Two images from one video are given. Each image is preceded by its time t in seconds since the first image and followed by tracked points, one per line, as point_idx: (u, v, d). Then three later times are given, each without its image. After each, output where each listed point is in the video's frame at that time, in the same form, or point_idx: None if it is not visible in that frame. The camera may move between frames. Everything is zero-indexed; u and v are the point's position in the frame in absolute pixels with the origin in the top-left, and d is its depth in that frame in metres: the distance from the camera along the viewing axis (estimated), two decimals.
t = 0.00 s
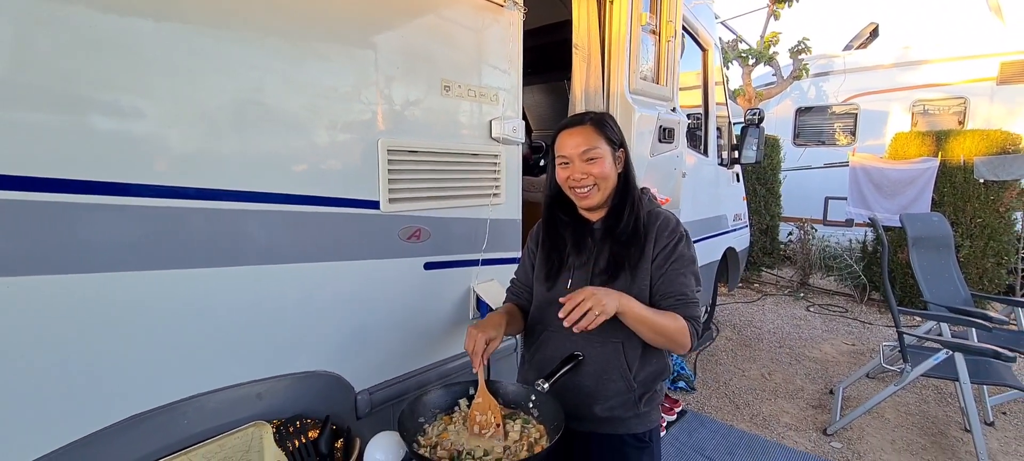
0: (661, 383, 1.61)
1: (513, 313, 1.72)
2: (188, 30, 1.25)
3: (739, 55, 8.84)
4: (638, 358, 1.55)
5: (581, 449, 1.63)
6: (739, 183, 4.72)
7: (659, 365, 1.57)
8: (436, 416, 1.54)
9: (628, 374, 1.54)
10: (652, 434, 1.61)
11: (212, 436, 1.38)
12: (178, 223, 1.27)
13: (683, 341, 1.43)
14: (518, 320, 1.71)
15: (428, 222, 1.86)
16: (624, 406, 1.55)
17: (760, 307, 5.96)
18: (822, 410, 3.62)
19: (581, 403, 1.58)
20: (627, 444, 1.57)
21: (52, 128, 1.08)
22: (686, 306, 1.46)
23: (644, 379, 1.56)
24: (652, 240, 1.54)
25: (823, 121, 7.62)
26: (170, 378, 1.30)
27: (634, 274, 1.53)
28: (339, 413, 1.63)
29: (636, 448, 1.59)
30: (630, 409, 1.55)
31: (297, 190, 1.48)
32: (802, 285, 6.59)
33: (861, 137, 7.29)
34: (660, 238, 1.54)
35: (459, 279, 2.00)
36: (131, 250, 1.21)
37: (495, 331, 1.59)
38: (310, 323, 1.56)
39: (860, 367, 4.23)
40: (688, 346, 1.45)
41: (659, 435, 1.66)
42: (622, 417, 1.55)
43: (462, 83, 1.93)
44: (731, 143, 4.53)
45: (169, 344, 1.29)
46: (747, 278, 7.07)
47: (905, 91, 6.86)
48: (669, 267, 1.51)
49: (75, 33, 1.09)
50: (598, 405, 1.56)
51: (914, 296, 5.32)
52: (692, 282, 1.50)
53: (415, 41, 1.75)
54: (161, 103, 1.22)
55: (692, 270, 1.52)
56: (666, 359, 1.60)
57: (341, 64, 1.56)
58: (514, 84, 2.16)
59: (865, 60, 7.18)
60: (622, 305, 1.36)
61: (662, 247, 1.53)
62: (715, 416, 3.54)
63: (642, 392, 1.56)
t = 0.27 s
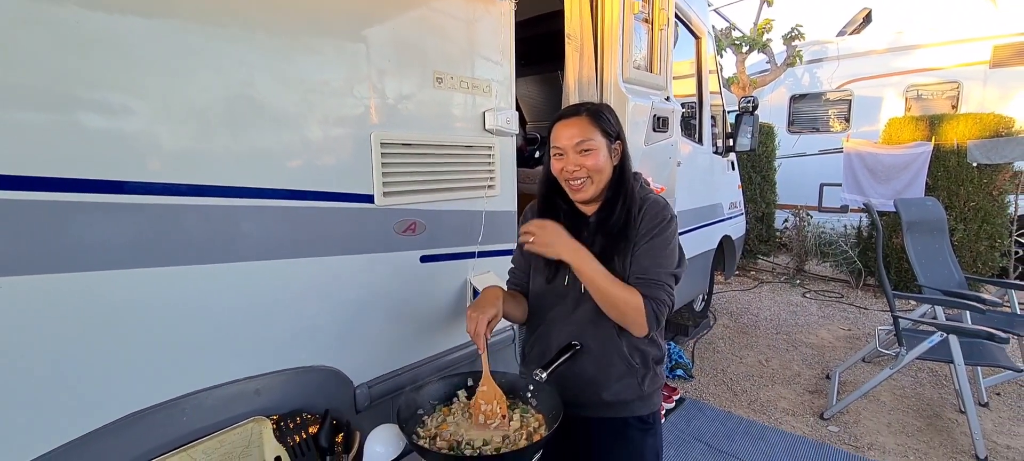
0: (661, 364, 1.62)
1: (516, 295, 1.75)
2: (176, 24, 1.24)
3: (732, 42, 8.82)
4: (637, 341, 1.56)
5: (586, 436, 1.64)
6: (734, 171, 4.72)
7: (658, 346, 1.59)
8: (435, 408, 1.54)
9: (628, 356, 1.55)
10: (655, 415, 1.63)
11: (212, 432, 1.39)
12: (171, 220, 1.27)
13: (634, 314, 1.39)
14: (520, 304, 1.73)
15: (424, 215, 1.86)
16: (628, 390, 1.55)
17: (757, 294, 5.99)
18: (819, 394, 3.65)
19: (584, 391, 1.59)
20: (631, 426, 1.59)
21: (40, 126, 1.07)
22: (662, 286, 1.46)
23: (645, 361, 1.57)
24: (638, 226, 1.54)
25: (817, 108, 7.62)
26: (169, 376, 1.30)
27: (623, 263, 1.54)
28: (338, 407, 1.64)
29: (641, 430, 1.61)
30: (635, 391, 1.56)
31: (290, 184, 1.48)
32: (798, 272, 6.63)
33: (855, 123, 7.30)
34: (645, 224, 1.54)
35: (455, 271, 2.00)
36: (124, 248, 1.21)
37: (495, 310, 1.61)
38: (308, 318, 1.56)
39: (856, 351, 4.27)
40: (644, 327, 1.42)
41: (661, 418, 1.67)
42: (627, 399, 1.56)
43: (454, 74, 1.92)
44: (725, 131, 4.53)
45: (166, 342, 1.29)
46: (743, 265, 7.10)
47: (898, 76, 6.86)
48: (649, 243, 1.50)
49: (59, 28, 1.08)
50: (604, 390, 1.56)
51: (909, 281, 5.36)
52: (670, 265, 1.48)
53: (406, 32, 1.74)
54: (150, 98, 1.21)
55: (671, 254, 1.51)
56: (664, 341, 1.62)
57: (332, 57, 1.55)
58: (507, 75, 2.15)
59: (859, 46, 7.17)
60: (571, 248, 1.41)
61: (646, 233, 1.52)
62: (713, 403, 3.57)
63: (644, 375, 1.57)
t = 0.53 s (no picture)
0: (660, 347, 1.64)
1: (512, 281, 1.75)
2: (166, 11, 1.22)
3: (729, 27, 8.76)
4: (636, 325, 1.57)
5: (587, 422, 1.64)
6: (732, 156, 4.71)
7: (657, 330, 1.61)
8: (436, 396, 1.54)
9: (629, 340, 1.56)
10: (656, 397, 1.64)
11: (214, 423, 1.39)
12: (166, 211, 1.26)
13: (650, 263, 1.37)
14: (519, 291, 1.74)
15: (422, 204, 1.85)
16: (629, 374, 1.56)
17: (754, 280, 6.02)
18: (816, 378, 3.68)
19: (586, 377, 1.59)
20: (633, 409, 1.59)
21: (30, 118, 1.05)
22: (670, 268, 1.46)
23: (643, 344, 1.59)
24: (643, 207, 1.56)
25: (814, 93, 7.59)
26: (167, 367, 1.30)
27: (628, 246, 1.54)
28: (339, 397, 1.64)
29: (642, 411, 1.60)
30: (636, 375, 1.57)
31: (287, 174, 1.47)
32: (795, 257, 6.65)
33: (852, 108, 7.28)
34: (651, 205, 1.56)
35: (454, 260, 1.99)
36: (120, 240, 1.20)
37: (489, 296, 1.61)
38: (306, 308, 1.55)
39: (852, 335, 4.30)
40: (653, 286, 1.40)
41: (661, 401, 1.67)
42: (628, 384, 1.57)
43: (450, 61, 1.90)
44: (723, 117, 4.51)
45: (164, 334, 1.28)
46: (740, 251, 7.12)
47: (895, 60, 6.83)
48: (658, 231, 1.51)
49: (47, 16, 1.06)
50: (605, 376, 1.56)
51: (905, 265, 5.39)
52: (675, 243, 1.50)
53: (401, 19, 1.72)
54: (142, 87, 1.19)
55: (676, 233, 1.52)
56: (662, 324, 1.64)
57: (327, 44, 1.53)
58: (504, 62, 2.13)
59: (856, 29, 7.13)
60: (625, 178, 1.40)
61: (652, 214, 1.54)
62: (711, 387, 3.59)
63: (644, 359, 1.58)
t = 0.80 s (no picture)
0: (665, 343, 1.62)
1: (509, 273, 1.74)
2: (163, 5, 1.20)
3: (728, 22, 8.74)
4: (641, 325, 1.56)
5: (592, 418, 1.64)
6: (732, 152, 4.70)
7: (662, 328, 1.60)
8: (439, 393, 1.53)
9: (635, 341, 1.55)
10: (661, 393, 1.64)
11: (215, 422, 1.38)
12: (166, 208, 1.24)
13: (653, 269, 1.35)
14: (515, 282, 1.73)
15: (423, 200, 1.85)
16: (635, 373, 1.56)
17: (753, 275, 6.02)
18: (816, 373, 3.69)
19: (592, 376, 1.59)
20: (639, 403, 1.59)
21: (28, 114, 1.04)
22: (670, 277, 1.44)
23: (649, 343, 1.57)
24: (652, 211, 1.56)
25: (813, 88, 7.57)
26: (168, 365, 1.29)
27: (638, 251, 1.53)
28: (341, 395, 1.63)
29: (649, 406, 1.60)
30: (642, 373, 1.57)
31: (287, 170, 1.45)
32: (794, 253, 6.66)
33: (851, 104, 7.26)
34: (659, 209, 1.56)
35: (456, 256, 1.99)
36: (119, 238, 1.18)
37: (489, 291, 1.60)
38: (308, 305, 1.54)
39: (851, 330, 4.30)
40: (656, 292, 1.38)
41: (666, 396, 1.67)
42: (635, 382, 1.57)
43: (450, 56, 1.89)
44: (723, 113, 4.50)
45: (165, 332, 1.27)
46: (739, 247, 7.13)
47: (894, 55, 6.82)
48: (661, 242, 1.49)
49: (43, 11, 1.04)
50: (611, 376, 1.57)
51: (904, 260, 5.40)
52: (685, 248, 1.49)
53: (401, 13, 1.71)
54: (140, 83, 1.17)
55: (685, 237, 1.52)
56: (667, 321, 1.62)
57: (327, 39, 1.52)
58: (504, 57, 2.12)
59: (855, 24, 7.10)
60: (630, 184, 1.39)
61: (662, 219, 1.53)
62: (711, 383, 3.60)
63: (650, 357, 1.58)
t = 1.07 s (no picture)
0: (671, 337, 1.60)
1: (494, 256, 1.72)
2: None
3: (728, 17, 8.72)
4: (646, 321, 1.53)
5: (597, 413, 1.63)
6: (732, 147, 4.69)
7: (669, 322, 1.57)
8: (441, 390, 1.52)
9: (639, 336, 1.53)
10: (667, 386, 1.62)
11: (214, 420, 1.37)
12: (163, 203, 1.23)
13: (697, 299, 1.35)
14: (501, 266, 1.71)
15: (423, 196, 1.83)
16: (640, 368, 1.55)
17: (752, 271, 6.02)
18: (816, 369, 3.69)
19: (596, 371, 1.58)
20: (645, 396, 1.58)
21: (21, 107, 1.01)
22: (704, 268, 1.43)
23: (654, 338, 1.55)
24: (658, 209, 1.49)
25: (812, 84, 7.54)
26: (167, 362, 1.27)
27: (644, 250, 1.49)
28: (341, 392, 1.62)
29: (654, 399, 1.58)
30: (646, 368, 1.56)
31: (285, 166, 1.44)
32: (793, 249, 6.66)
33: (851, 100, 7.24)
34: (666, 207, 1.49)
35: (456, 253, 1.98)
36: (115, 234, 1.16)
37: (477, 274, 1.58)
38: (307, 301, 1.53)
39: (851, 326, 4.31)
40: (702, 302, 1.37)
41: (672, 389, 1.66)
42: (639, 377, 1.56)
43: (450, 50, 1.87)
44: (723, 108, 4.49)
45: (162, 329, 1.26)
46: (738, 243, 7.13)
47: (894, 51, 6.82)
48: (675, 236, 1.46)
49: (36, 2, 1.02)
50: (615, 371, 1.56)
51: (903, 256, 5.41)
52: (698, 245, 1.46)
53: (400, 6, 1.69)
54: (136, 76, 1.15)
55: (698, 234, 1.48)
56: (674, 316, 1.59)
57: (325, 33, 1.50)
58: (504, 52, 2.10)
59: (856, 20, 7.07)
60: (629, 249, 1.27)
61: (669, 217, 1.48)
62: (711, 379, 3.59)
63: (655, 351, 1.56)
